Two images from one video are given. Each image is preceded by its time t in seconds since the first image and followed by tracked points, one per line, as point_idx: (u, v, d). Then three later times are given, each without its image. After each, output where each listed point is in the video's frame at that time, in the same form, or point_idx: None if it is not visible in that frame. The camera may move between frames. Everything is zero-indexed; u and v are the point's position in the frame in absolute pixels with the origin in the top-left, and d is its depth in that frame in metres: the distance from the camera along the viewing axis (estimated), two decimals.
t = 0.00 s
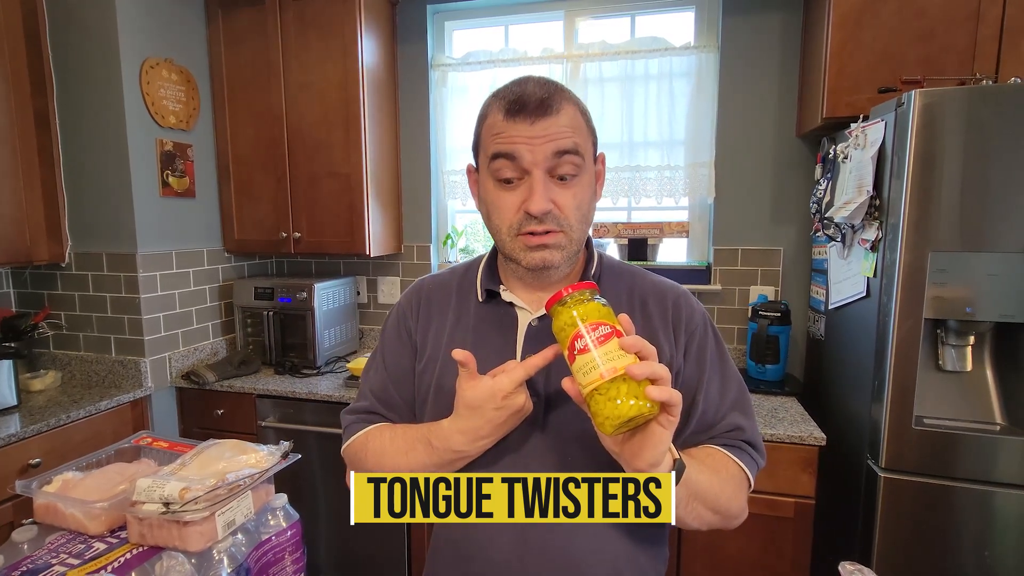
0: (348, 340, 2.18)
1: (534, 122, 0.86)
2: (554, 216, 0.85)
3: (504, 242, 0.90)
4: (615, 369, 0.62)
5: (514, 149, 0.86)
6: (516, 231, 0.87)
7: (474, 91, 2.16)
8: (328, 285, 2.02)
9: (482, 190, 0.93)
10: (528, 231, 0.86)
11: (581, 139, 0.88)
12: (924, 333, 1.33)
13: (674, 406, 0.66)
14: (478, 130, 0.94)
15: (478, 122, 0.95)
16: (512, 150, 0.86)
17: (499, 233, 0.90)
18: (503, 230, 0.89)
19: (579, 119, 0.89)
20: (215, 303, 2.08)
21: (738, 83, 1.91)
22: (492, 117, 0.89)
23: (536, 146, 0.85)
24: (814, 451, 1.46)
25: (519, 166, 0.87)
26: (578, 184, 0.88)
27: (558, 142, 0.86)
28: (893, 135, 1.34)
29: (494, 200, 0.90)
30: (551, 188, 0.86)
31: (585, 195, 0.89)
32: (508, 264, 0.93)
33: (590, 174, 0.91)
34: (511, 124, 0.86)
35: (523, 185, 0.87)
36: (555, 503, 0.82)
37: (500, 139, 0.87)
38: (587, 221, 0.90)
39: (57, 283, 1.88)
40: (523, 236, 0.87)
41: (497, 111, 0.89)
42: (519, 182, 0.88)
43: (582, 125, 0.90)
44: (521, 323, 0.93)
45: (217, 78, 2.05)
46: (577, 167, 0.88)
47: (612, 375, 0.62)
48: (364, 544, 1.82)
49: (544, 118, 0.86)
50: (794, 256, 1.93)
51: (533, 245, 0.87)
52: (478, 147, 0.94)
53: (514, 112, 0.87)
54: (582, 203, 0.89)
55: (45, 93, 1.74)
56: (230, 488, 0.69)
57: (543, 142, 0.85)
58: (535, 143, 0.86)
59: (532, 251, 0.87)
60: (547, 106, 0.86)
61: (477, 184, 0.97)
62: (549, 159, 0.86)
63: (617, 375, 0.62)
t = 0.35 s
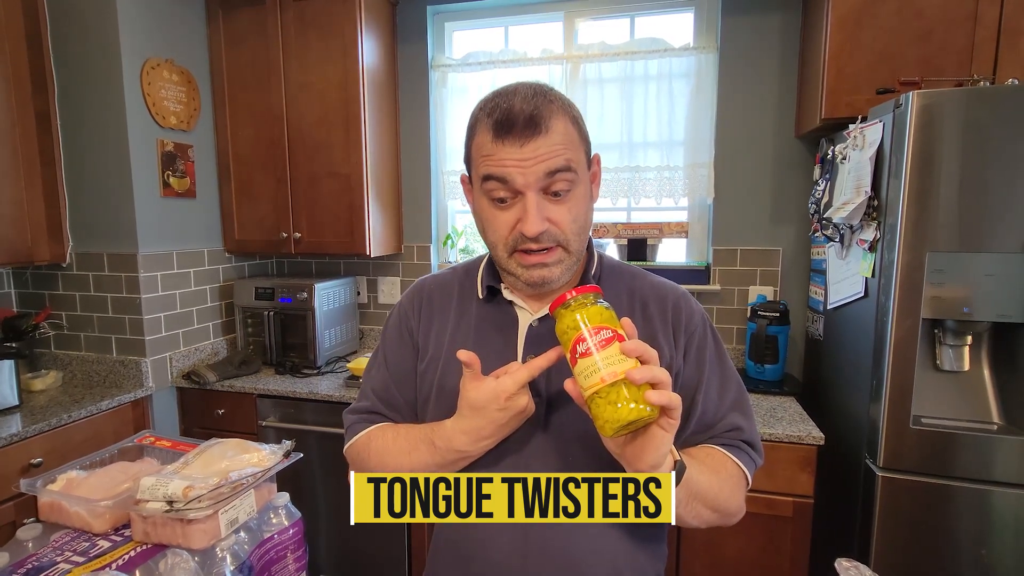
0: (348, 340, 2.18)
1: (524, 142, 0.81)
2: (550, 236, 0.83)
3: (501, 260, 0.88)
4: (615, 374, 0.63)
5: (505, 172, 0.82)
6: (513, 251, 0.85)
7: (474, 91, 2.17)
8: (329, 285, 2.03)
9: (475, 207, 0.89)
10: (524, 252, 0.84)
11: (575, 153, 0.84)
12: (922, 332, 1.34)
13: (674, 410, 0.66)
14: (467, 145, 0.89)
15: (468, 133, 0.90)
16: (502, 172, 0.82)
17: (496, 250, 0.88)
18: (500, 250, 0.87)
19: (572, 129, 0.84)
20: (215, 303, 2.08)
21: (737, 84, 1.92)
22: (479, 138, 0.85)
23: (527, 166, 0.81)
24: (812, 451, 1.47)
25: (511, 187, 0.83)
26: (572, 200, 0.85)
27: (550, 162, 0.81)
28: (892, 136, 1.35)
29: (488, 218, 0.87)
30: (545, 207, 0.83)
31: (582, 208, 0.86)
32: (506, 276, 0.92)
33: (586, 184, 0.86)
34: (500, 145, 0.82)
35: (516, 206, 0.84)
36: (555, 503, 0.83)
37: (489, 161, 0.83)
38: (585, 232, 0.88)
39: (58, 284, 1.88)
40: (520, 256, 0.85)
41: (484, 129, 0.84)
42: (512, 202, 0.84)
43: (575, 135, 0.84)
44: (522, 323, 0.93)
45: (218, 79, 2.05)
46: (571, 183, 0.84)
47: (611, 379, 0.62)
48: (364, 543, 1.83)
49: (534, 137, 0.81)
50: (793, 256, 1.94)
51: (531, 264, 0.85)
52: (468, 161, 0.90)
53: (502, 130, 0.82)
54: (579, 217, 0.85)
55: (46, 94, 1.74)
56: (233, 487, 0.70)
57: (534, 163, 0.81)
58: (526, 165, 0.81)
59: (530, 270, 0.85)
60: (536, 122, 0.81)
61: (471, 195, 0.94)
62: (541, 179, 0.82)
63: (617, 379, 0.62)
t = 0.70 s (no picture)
0: (348, 338, 2.19)
1: (521, 141, 0.80)
2: (543, 238, 0.82)
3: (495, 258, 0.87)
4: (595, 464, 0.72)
5: (501, 170, 0.81)
6: (506, 250, 0.84)
7: (475, 91, 2.17)
8: (329, 284, 2.03)
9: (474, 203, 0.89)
10: (516, 252, 0.83)
11: (575, 155, 0.82)
12: (921, 329, 1.35)
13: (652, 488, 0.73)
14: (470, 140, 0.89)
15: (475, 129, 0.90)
16: (498, 170, 0.82)
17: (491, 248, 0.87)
18: (494, 249, 0.86)
19: (575, 131, 0.83)
20: (216, 301, 2.08)
21: (736, 83, 1.92)
22: (480, 133, 0.84)
23: (523, 167, 0.80)
24: (812, 447, 1.47)
25: (507, 185, 0.82)
26: (570, 203, 0.83)
27: (547, 163, 0.80)
28: (890, 134, 1.35)
29: (485, 215, 0.86)
30: (539, 207, 0.82)
31: (580, 212, 0.85)
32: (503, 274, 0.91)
33: (587, 188, 0.85)
34: (498, 143, 0.81)
35: (511, 204, 0.83)
36: (555, 503, 0.80)
37: (486, 159, 0.82)
38: (583, 236, 0.86)
39: (59, 282, 1.89)
40: (513, 255, 0.84)
41: (485, 126, 0.83)
42: (508, 200, 0.83)
43: (578, 138, 0.83)
44: (524, 325, 0.92)
45: (219, 77, 2.05)
46: (569, 186, 0.83)
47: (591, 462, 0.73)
48: (365, 541, 1.83)
49: (532, 137, 0.80)
50: (792, 254, 1.94)
51: (523, 265, 0.84)
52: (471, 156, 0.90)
53: (502, 128, 0.81)
54: (577, 220, 0.84)
55: (47, 92, 1.75)
56: (237, 479, 0.70)
57: (529, 163, 0.80)
58: (521, 165, 0.80)
59: (522, 271, 0.84)
60: (535, 121, 0.80)
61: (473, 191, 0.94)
62: (537, 180, 0.81)
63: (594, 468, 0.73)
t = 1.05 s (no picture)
0: (349, 335, 2.20)
1: (558, 154, 0.74)
2: (569, 254, 0.77)
3: (517, 261, 0.81)
4: None
5: (533, 181, 0.75)
6: (529, 259, 0.78)
7: (475, 89, 2.19)
8: (330, 281, 2.04)
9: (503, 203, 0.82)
10: (539, 262, 0.78)
11: (613, 174, 0.76)
12: (916, 324, 1.36)
13: None
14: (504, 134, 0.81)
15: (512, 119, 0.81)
16: (529, 181, 0.75)
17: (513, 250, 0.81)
18: (516, 255, 0.81)
19: (617, 149, 0.76)
20: (217, 298, 2.09)
21: (734, 81, 1.94)
22: (515, 137, 0.77)
23: (557, 182, 0.74)
24: (809, 441, 1.49)
25: (538, 196, 0.76)
26: (603, 221, 0.77)
27: (583, 181, 0.74)
28: (887, 131, 1.37)
29: (512, 218, 0.80)
30: (569, 222, 0.76)
31: (612, 229, 0.79)
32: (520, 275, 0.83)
33: (622, 205, 0.79)
34: (534, 150, 0.75)
35: (540, 217, 0.77)
36: (554, 503, 0.79)
37: (518, 166, 0.76)
38: (610, 253, 0.81)
39: (62, 279, 1.90)
40: (535, 266, 0.78)
41: (521, 129, 0.76)
42: (536, 210, 0.77)
43: (619, 154, 0.76)
44: (541, 325, 0.82)
45: (220, 75, 2.06)
46: (603, 205, 0.77)
47: None
48: (366, 535, 1.85)
49: (570, 152, 0.74)
50: (790, 251, 1.96)
51: (543, 276, 0.78)
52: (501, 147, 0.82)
53: (539, 135, 0.74)
54: (606, 239, 0.79)
55: (50, 90, 1.76)
56: (244, 468, 0.72)
57: (565, 181, 0.74)
58: (556, 180, 0.74)
59: (541, 282, 0.79)
60: (577, 135, 0.74)
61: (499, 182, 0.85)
62: (571, 197, 0.75)
63: None
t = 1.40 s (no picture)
0: (353, 325, 2.21)
1: (535, 131, 0.75)
2: (548, 229, 0.77)
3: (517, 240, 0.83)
4: None
5: (515, 160, 0.77)
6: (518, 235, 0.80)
7: (478, 80, 2.19)
8: (335, 271, 2.05)
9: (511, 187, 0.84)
10: (525, 238, 0.79)
11: (592, 156, 0.75)
12: (917, 311, 1.38)
13: None
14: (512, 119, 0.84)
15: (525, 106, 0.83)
16: (512, 158, 0.77)
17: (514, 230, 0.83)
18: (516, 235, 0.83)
19: (598, 129, 0.75)
20: (222, 288, 2.10)
21: (736, 71, 1.95)
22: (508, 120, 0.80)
23: (533, 158, 0.75)
24: (810, 427, 1.51)
25: (520, 174, 0.77)
26: (585, 201, 0.77)
27: (557, 159, 0.74)
28: (889, 120, 1.38)
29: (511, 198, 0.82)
30: (547, 199, 0.76)
31: (595, 212, 0.78)
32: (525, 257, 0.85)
33: (608, 188, 0.78)
34: (516, 129, 0.77)
35: (522, 195, 0.78)
36: (554, 504, 0.77)
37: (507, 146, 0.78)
38: (598, 237, 0.79)
39: (69, 268, 1.91)
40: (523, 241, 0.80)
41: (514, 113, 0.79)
42: (521, 189, 0.78)
43: (601, 136, 0.75)
44: (559, 307, 0.84)
45: (224, 65, 2.07)
46: (582, 185, 0.76)
47: None
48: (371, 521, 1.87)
49: (547, 129, 0.74)
50: (792, 241, 1.97)
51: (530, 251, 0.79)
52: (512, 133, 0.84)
53: (523, 115, 0.77)
54: (590, 220, 0.77)
55: (55, 79, 1.76)
56: (260, 444, 0.74)
57: (540, 157, 0.74)
58: (533, 156, 0.75)
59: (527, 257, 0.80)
60: (555, 112, 0.74)
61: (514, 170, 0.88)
62: (548, 174, 0.75)
63: None
